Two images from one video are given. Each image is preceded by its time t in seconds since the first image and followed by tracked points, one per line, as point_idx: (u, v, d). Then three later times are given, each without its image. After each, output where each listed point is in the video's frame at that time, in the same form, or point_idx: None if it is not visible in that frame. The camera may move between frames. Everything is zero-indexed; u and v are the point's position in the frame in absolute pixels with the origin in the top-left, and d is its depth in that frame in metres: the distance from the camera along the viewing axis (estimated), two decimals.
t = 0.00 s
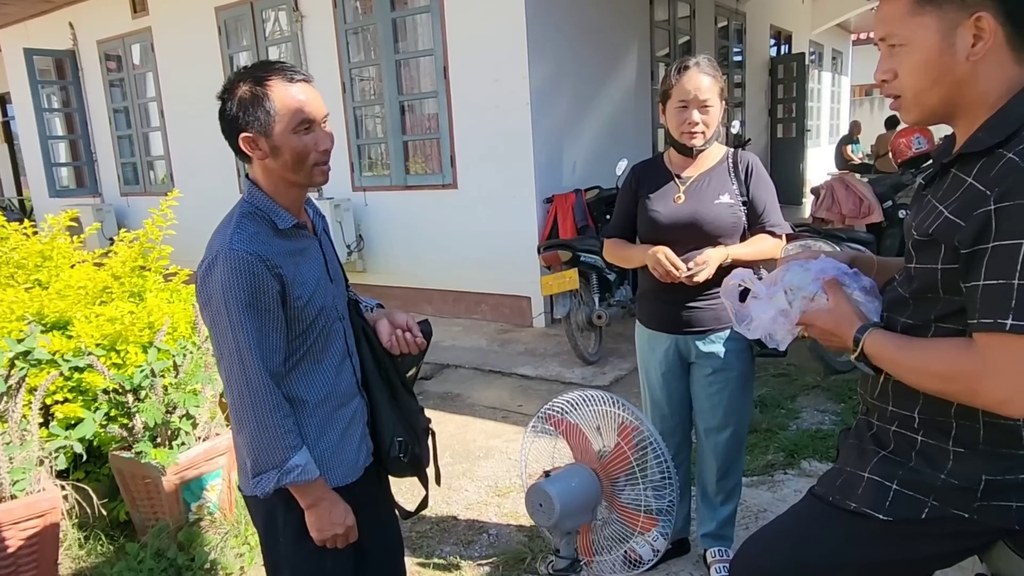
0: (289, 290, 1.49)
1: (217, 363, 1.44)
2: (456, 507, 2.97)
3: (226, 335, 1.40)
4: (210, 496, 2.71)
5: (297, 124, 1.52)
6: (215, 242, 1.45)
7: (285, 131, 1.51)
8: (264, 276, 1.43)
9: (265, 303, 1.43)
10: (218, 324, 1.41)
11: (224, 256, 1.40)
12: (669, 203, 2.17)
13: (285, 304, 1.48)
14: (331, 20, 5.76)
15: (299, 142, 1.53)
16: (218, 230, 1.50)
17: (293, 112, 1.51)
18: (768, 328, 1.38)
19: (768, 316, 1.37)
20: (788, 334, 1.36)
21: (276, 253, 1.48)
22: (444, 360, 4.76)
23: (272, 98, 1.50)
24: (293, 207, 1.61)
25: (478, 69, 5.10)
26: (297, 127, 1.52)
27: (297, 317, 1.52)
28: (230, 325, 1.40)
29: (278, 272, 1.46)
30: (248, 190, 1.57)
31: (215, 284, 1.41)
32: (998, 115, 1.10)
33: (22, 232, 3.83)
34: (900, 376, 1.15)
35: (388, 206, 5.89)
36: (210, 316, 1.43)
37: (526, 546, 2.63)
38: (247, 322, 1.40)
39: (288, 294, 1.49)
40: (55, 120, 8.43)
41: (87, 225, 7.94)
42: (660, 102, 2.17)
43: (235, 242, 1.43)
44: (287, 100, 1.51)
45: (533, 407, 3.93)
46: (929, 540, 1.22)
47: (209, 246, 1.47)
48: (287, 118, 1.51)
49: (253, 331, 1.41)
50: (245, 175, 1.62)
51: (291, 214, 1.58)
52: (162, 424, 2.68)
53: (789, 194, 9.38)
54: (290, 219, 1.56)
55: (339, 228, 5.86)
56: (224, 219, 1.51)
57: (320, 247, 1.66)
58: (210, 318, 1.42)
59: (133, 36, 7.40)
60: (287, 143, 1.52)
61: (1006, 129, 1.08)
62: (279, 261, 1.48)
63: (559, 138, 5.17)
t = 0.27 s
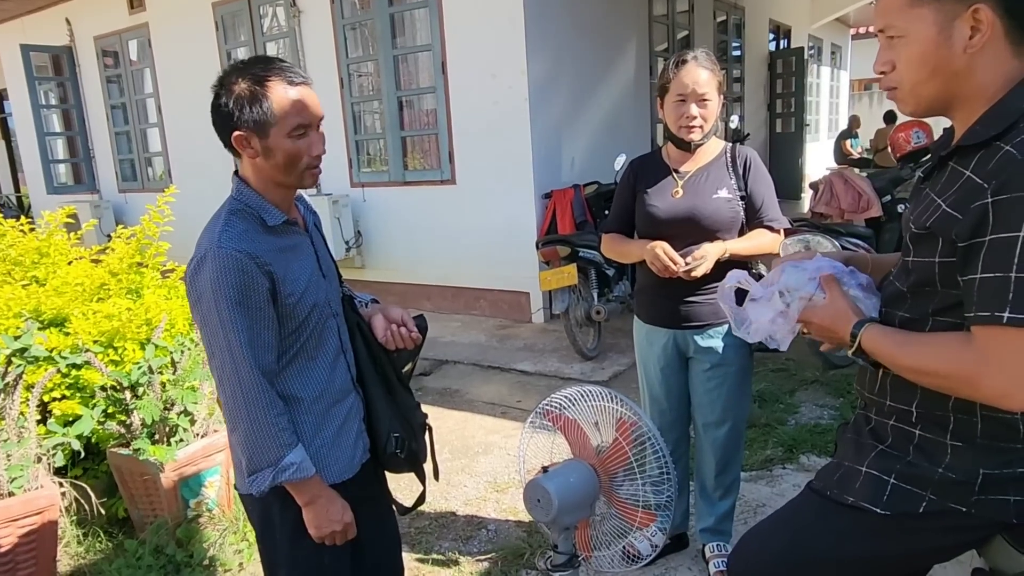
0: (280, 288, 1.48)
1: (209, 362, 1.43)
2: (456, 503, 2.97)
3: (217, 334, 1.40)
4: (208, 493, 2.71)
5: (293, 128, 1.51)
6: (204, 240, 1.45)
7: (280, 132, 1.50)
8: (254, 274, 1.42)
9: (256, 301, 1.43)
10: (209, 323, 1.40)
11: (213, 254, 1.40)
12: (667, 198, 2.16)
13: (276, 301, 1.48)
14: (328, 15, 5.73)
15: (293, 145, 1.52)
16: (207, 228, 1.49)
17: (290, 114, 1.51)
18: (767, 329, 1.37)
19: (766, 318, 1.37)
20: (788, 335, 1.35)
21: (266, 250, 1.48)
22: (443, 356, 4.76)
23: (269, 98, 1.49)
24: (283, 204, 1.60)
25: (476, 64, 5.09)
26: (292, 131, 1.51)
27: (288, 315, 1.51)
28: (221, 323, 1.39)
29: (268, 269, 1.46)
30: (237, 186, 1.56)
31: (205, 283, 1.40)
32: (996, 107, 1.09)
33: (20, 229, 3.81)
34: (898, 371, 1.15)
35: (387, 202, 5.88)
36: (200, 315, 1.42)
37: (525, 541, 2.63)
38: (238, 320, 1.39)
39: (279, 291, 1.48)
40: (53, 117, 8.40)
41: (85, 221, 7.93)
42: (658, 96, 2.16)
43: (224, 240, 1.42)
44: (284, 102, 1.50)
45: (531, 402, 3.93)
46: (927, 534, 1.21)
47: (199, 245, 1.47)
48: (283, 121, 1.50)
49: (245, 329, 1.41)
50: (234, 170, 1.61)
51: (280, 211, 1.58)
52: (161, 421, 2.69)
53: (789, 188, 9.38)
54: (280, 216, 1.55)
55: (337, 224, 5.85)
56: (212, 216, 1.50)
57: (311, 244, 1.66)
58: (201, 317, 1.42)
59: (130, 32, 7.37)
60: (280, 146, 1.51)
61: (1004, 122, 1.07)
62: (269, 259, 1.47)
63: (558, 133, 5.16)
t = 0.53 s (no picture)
0: (274, 286, 1.47)
1: (202, 361, 1.42)
2: (455, 499, 2.97)
3: (210, 333, 1.39)
4: (207, 490, 2.70)
5: (283, 122, 1.50)
6: (198, 238, 1.44)
7: (270, 129, 1.49)
8: (248, 272, 1.41)
9: (250, 300, 1.42)
10: (202, 322, 1.39)
11: (206, 252, 1.39)
12: (665, 193, 2.16)
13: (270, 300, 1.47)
14: (326, 11, 5.71)
15: (286, 140, 1.52)
16: (202, 224, 1.49)
17: (279, 109, 1.50)
18: (763, 325, 1.36)
19: (762, 312, 1.35)
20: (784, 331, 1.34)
21: (260, 248, 1.47)
22: (442, 353, 4.75)
23: (256, 94, 1.48)
24: (278, 201, 1.60)
25: (474, 60, 5.07)
26: (283, 125, 1.51)
27: (282, 314, 1.51)
28: (214, 322, 1.38)
29: (262, 267, 1.45)
30: (230, 184, 1.55)
31: (198, 281, 1.40)
32: (995, 101, 1.08)
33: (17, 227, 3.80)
34: (897, 366, 1.15)
35: (385, 199, 5.87)
36: (193, 313, 1.41)
37: (524, 538, 2.63)
38: (232, 319, 1.39)
39: (273, 290, 1.48)
40: (50, 114, 8.37)
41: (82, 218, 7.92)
42: (656, 91, 2.15)
43: (218, 238, 1.41)
44: (273, 97, 1.49)
45: (530, 398, 3.93)
46: (926, 530, 1.21)
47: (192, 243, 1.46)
48: (272, 116, 1.49)
49: (238, 328, 1.40)
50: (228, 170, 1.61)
51: (276, 208, 1.57)
52: (159, 418, 2.68)
53: (788, 184, 9.37)
54: (274, 213, 1.54)
55: (336, 221, 5.84)
56: (207, 214, 1.49)
57: (305, 241, 1.65)
58: (194, 315, 1.41)
59: (127, 28, 7.34)
60: (273, 142, 1.50)
61: (1003, 115, 1.07)
62: (263, 257, 1.47)
63: (556, 129, 5.15)
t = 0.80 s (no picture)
0: (266, 285, 1.47)
1: (198, 362, 1.42)
2: (455, 497, 2.97)
3: (205, 333, 1.38)
4: (207, 489, 2.70)
5: (283, 123, 1.50)
6: (189, 238, 1.43)
7: (269, 128, 1.49)
8: (241, 271, 1.41)
9: (243, 299, 1.42)
10: (195, 322, 1.39)
11: (198, 252, 1.38)
12: (665, 191, 2.15)
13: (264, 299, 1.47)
14: (325, 8, 5.70)
15: (283, 141, 1.51)
16: (195, 223, 1.48)
17: (280, 111, 1.49)
18: (753, 291, 1.35)
19: (756, 282, 1.34)
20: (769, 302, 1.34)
21: (252, 247, 1.46)
22: (442, 351, 4.75)
23: (261, 93, 1.48)
24: (270, 201, 1.59)
25: (473, 57, 5.06)
26: (284, 125, 1.50)
27: (277, 313, 1.50)
28: (208, 323, 1.38)
29: (254, 266, 1.45)
30: (223, 182, 1.54)
31: (191, 281, 1.39)
32: (997, 97, 1.08)
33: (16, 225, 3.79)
34: (895, 363, 1.14)
35: (385, 197, 5.87)
36: (187, 314, 1.41)
37: (524, 536, 2.63)
38: (226, 319, 1.38)
39: (266, 288, 1.47)
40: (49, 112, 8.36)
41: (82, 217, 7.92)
42: (656, 88, 2.15)
43: (209, 237, 1.41)
44: (275, 99, 1.49)
45: (530, 396, 3.93)
46: (926, 528, 1.21)
47: (185, 243, 1.45)
48: (274, 115, 1.49)
49: (233, 328, 1.39)
50: (222, 166, 1.60)
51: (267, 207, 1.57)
52: (159, 417, 2.67)
53: (787, 180, 9.36)
54: (266, 212, 1.54)
55: (335, 219, 5.84)
56: (199, 213, 1.49)
57: (298, 239, 1.64)
58: (188, 316, 1.40)
59: (125, 26, 7.33)
60: (270, 141, 1.50)
61: (1005, 111, 1.06)
62: (256, 256, 1.46)
63: (556, 126, 5.14)
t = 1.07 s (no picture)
0: (263, 287, 1.47)
1: (194, 362, 1.42)
2: (456, 497, 2.96)
3: (200, 333, 1.38)
4: (208, 488, 2.70)
5: (277, 118, 1.50)
6: (187, 238, 1.43)
7: (263, 124, 1.49)
8: (237, 272, 1.41)
9: (239, 301, 1.41)
10: (191, 323, 1.39)
11: (194, 253, 1.38)
12: (666, 190, 2.15)
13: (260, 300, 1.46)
14: (325, 7, 5.69)
15: (278, 136, 1.50)
16: (199, 218, 1.48)
17: (272, 104, 1.49)
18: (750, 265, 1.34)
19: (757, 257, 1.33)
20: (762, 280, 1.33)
21: (249, 249, 1.46)
22: (442, 350, 4.75)
23: (250, 89, 1.48)
24: (271, 200, 1.59)
25: (473, 56, 5.06)
26: (277, 120, 1.50)
27: (274, 314, 1.50)
28: (203, 323, 1.38)
29: (251, 268, 1.44)
30: (224, 182, 1.55)
31: (187, 282, 1.39)
32: (998, 98, 1.08)
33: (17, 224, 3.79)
34: (893, 364, 1.14)
35: (385, 196, 5.87)
36: (183, 314, 1.41)
37: (526, 535, 2.63)
38: (220, 320, 1.38)
39: (263, 291, 1.47)
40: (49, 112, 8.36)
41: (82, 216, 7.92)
42: (657, 87, 2.15)
43: (206, 238, 1.41)
44: (267, 92, 1.48)
45: (531, 395, 3.92)
46: (929, 527, 1.21)
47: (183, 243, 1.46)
48: (265, 111, 1.48)
49: (227, 329, 1.39)
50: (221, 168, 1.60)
51: (268, 207, 1.56)
52: (160, 417, 2.67)
53: (788, 179, 9.36)
54: (265, 212, 1.53)
55: (336, 218, 5.84)
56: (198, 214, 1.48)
57: (300, 240, 1.64)
58: (184, 316, 1.41)
59: (125, 26, 7.33)
60: (265, 137, 1.49)
61: (1008, 112, 1.06)
62: (252, 257, 1.46)
63: (556, 125, 5.14)
